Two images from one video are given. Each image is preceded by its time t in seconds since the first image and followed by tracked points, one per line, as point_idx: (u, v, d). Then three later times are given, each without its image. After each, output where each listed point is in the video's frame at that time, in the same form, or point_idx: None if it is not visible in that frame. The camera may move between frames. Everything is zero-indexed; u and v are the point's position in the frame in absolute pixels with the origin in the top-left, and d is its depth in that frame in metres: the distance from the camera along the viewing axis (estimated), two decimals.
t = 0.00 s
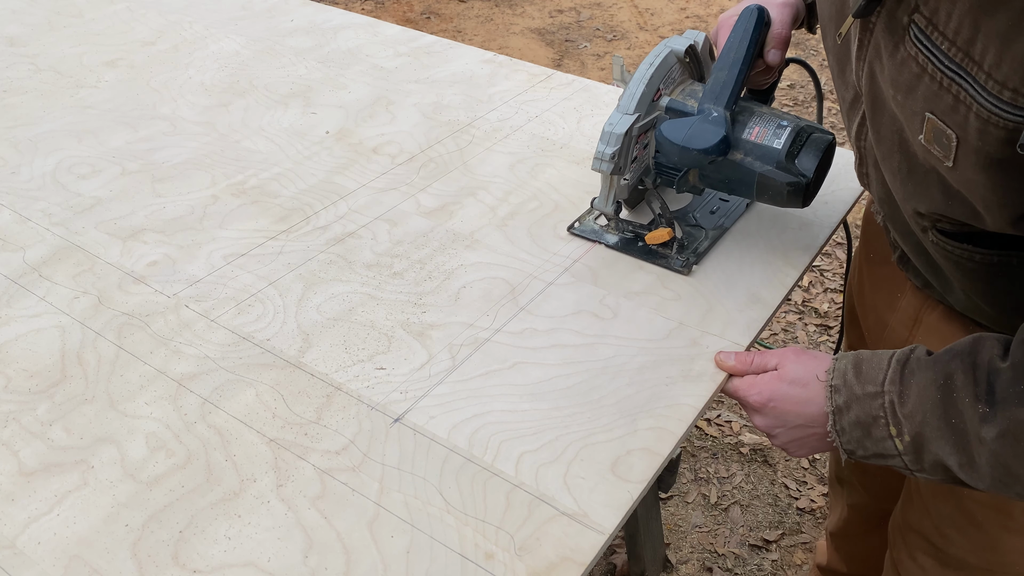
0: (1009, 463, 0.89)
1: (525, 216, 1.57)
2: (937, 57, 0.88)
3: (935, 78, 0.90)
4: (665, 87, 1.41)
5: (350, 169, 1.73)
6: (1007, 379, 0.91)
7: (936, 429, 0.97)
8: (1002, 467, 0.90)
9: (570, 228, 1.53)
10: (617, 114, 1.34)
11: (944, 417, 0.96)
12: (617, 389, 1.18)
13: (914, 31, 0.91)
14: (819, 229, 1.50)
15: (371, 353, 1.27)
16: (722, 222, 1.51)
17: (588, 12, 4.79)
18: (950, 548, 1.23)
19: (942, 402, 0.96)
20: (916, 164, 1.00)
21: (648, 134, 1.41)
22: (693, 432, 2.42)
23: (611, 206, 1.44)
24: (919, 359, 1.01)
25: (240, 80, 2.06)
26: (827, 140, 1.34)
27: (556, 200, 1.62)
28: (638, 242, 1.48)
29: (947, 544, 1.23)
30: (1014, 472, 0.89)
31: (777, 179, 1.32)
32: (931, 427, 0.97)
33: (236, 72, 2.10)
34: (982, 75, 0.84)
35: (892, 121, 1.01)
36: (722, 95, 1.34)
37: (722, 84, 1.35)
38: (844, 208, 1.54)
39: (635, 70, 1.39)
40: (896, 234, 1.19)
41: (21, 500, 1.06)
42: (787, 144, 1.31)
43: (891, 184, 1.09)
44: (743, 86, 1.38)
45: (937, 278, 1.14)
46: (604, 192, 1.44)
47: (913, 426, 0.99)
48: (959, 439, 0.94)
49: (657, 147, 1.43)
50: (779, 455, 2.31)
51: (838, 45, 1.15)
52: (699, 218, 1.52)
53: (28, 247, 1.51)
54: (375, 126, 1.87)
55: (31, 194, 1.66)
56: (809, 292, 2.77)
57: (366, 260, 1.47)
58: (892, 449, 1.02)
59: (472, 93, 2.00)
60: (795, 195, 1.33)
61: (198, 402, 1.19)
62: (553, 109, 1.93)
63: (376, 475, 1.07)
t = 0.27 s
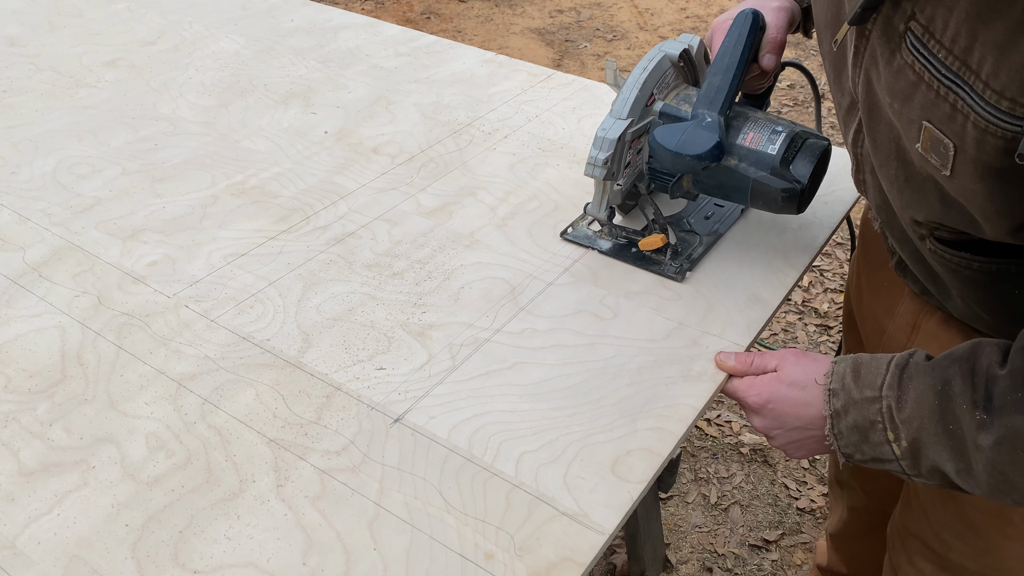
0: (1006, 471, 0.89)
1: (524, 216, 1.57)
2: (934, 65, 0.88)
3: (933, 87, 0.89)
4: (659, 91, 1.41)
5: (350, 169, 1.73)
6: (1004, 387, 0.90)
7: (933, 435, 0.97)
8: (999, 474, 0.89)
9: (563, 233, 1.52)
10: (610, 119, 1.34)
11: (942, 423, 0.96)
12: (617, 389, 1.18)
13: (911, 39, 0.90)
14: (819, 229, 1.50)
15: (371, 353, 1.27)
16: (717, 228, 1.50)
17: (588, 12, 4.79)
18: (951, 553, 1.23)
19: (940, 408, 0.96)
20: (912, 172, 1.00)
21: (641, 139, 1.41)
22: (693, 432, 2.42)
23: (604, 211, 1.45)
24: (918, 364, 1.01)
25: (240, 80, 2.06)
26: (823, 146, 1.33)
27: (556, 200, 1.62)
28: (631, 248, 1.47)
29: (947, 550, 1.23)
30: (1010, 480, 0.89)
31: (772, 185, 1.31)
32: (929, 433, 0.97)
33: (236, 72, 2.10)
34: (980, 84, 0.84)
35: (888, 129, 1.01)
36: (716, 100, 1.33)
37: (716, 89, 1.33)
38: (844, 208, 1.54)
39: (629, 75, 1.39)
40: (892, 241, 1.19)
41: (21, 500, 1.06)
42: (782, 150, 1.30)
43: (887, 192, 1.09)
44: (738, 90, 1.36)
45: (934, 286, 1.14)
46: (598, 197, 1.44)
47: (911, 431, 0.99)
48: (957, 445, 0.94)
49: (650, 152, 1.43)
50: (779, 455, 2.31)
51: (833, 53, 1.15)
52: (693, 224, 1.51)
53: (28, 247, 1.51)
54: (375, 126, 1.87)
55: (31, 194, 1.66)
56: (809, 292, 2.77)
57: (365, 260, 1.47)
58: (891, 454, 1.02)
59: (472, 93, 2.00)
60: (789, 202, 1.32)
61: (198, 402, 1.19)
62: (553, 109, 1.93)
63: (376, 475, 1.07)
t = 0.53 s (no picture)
0: (1001, 479, 0.89)
1: (525, 216, 1.57)
2: (927, 75, 0.86)
3: (926, 97, 0.88)
4: (653, 96, 1.39)
5: (350, 169, 1.73)
6: (1001, 395, 0.90)
7: (929, 442, 0.97)
8: (994, 482, 0.90)
9: (557, 239, 1.50)
10: (602, 124, 1.31)
11: (938, 430, 0.96)
12: (617, 390, 1.18)
13: (903, 48, 0.88)
14: (819, 229, 1.50)
15: (371, 353, 1.27)
16: (711, 233, 1.49)
17: (588, 12, 4.79)
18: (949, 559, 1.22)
19: (936, 415, 0.96)
20: (908, 181, 0.99)
21: (635, 145, 1.38)
22: (693, 432, 2.42)
23: (597, 218, 1.42)
24: (915, 370, 1.01)
25: (240, 80, 2.06)
26: (818, 151, 1.32)
27: (556, 200, 1.62)
28: (625, 254, 1.45)
29: (945, 554, 1.23)
30: (1006, 488, 0.89)
31: (766, 191, 1.30)
32: (924, 440, 0.97)
33: (236, 72, 2.10)
34: (973, 95, 0.82)
35: (884, 138, 0.99)
36: (710, 105, 1.32)
37: (710, 94, 1.33)
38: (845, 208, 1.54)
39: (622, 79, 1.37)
40: (890, 247, 1.18)
41: (21, 500, 1.06)
42: (776, 156, 1.29)
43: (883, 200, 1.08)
44: (732, 95, 1.35)
45: (932, 292, 1.13)
46: (590, 203, 1.42)
47: (906, 438, 0.99)
48: (953, 453, 0.94)
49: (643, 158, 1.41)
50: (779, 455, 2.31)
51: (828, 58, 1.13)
52: (688, 230, 1.49)
53: (28, 247, 1.51)
54: (375, 126, 1.87)
55: (30, 194, 1.66)
56: (809, 292, 2.77)
57: (365, 260, 1.47)
58: (886, 459, 1.02)
59: (472, 93, 2.00)
60: (784, 208, 1.31)
61: (198, 402, 1.19)
62: (553, 109, 1.93)
63: (376, 475, 1.07)
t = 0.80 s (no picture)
0: (996, 486, 0.88)
1: (525, 216, 1.57)
2: (919, 85, 0.87)
3: (918, 107, 0.88)
4: (645, 101, 1.38)
5: (350, 169, 1.73)
6: (997, 403, 0.89)
7: (925, 447, 0.96)
8: (989, 490, 0.89)
9: (549, 245, 1.48)
10: (595, 129, 1.31)
11: (935, 436, 0.95)
12: (617, 390, 1.18)
13: (895, 58, 0.89)
14: (819, 229, 1.50)
15: (371, 353, 1.27)
16: (706, 239, 1.47)
17: (588, 12, 4.79)
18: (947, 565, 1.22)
19: (933, 421, 0.95)
20: (901, 191, 0.99)
21: (627, 150, 1.39)
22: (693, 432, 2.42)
23: (590, 223, 1.42)
24: (913, 376, 1.00)
25: (240, 80, 2.06)
26: (813, 157, 1.29)
27: (556, 200, 1.62)
28: (618, 260, 1.44)
29: (943, 560, 1.23)
30: (1001, 496, 0.88)
31: (761, 198, 1.28)
32: (921, 445, 0.96)
33: (236, 72, 2.10)
34: (965, 106, 0.83)
35: (876, 147, 1.00)
36: (703, 110, 1.29)
37: (703, 99, 1.30)
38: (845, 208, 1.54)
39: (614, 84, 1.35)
40: (884, 256, 1.18)
41: (21, 500, 1.06)
42: (770, 162, 1.26)
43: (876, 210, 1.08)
44: (726, 101, 1.33)
45: (926, 302, 1.13)
46: (583, 208, 1.42)
47: (903, 443, 0.99)
48: (948, 459, 0.94)
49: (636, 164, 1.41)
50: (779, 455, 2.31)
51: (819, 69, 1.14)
52: (682, 235, 1.48)
53: (28, 247, 1.51)
54: (375, 126, 1.87)
55: (30, 194, 1.66)
56: (809, 292, 2.76)
57: (365, 260, 1.46)
58: (883, 464, 1.02)
59: (472, 93, 2.00)
60: (778, 215, 1.28)
61: (198, 402, 1.19)
62: (553, 109, 1.93)
63: (376, 476, 1.07)
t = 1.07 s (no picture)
0: (993, 494, 0.86)
1: (525, 216, 1.57)
2: (915, 97, 0.85)
3: (913, 119, 0.86)
4: (638, 106, 1.36)
5: (350, 169, 1.73)
6: (994, 411, 0.87)
7: (922, 453, 0.94)
8: (986, 498, 0.87)
9: (541, 252, 1.46)
10: (587, 135, 1.29)
11: (932, 443, 0.93)
12: (617, 390, 1.18)
13: (890, 69, 0.87)
14: (819, 229, 1.50)
15: (371, 353, 1.27)
16: (700, 246, 1.46)
17: (588, 12, 4.79)
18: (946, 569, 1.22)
19: (930, 428, 0.93)
20: (897, 201, 0.97)
21: (620, 156, 1.35)
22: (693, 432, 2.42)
23: (582, 230, 1.40)
24: (912, 381, 0.98)
25: (241, 80, 2.06)
26: (807, 164, 1.29)
27: (556, 200, 1.62)
28: (611, 267, 1.42)
29: (942, 565, 1.23)
30: (997, 503, 0.87)
31: (754, 205, 1.27)
32: (917, 452, 0.94)
33: (236, 72, 2.10)
34: (961, 120, 0.80)
35: (872, 157, 0.98)
36: (696, 116, 1.28)
37: (697, 105, 1.29)
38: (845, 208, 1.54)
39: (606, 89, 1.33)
40: (882, 262, 1.16)
41: (21, 500, 1.06)
42: (764, 168, 1.25)
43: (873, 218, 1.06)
44: (719, 106, 1.31)
45: (925, 309, 1.11)
46: (575, 215, 1.40)
47: (900, 448, 0.97)
48: (944, 466, 0.92)
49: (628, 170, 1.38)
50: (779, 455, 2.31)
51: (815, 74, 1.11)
52: (676, 241, 1.47)
53: (28, 247, 1.51)
54: (375, 126, 1.87)
55: (30, 194, 1.66)
56: (809, 292, 2.76)
57: (365, 260, 1.46)
58: (881, 468, 1.00)
59: (472, 93, 2.00)
60: (772, 222, 1.28)
61: (198, 402, 1.19)
62: (553, 109, 1.93)
63: (376, 476, 1.07)
